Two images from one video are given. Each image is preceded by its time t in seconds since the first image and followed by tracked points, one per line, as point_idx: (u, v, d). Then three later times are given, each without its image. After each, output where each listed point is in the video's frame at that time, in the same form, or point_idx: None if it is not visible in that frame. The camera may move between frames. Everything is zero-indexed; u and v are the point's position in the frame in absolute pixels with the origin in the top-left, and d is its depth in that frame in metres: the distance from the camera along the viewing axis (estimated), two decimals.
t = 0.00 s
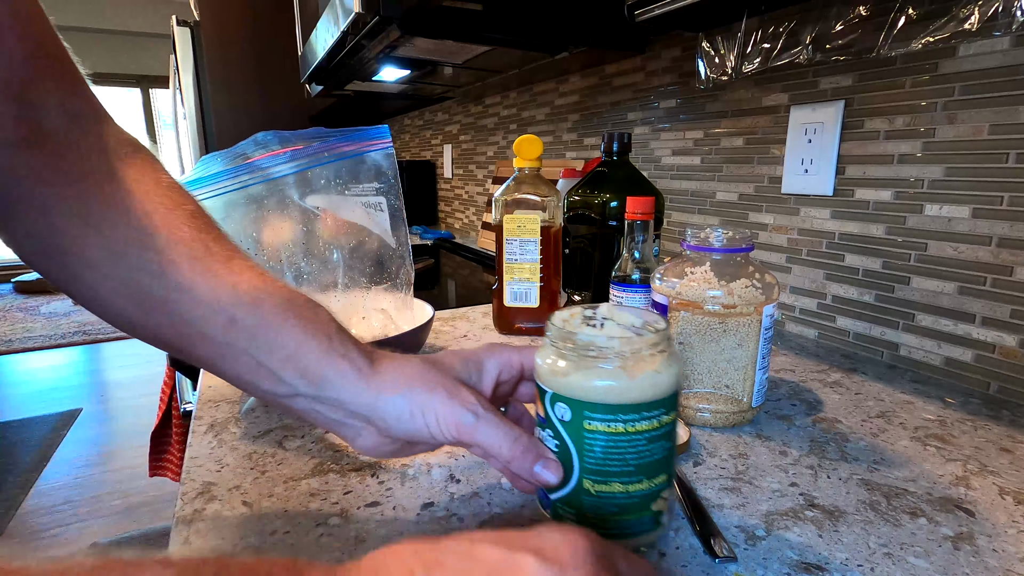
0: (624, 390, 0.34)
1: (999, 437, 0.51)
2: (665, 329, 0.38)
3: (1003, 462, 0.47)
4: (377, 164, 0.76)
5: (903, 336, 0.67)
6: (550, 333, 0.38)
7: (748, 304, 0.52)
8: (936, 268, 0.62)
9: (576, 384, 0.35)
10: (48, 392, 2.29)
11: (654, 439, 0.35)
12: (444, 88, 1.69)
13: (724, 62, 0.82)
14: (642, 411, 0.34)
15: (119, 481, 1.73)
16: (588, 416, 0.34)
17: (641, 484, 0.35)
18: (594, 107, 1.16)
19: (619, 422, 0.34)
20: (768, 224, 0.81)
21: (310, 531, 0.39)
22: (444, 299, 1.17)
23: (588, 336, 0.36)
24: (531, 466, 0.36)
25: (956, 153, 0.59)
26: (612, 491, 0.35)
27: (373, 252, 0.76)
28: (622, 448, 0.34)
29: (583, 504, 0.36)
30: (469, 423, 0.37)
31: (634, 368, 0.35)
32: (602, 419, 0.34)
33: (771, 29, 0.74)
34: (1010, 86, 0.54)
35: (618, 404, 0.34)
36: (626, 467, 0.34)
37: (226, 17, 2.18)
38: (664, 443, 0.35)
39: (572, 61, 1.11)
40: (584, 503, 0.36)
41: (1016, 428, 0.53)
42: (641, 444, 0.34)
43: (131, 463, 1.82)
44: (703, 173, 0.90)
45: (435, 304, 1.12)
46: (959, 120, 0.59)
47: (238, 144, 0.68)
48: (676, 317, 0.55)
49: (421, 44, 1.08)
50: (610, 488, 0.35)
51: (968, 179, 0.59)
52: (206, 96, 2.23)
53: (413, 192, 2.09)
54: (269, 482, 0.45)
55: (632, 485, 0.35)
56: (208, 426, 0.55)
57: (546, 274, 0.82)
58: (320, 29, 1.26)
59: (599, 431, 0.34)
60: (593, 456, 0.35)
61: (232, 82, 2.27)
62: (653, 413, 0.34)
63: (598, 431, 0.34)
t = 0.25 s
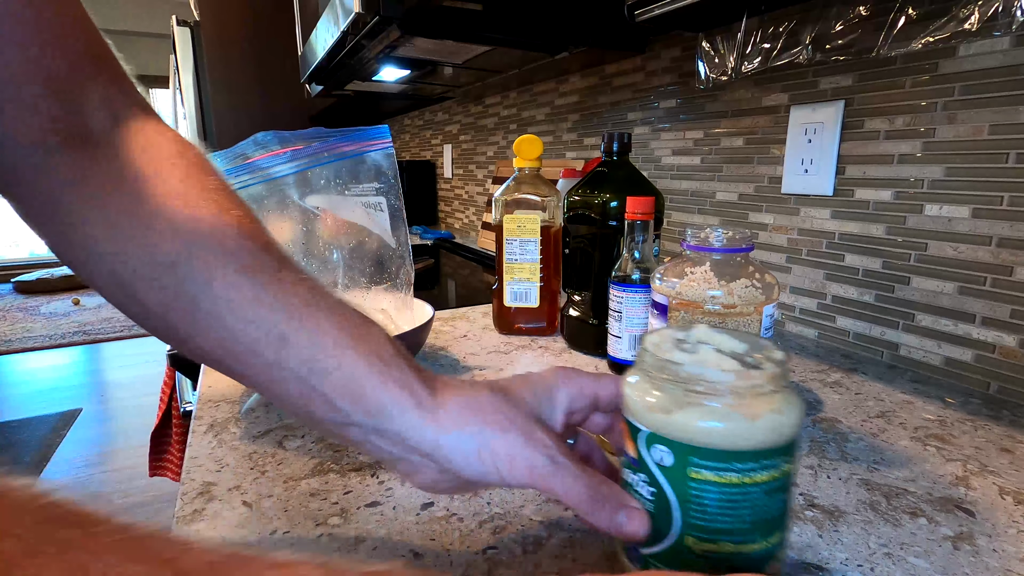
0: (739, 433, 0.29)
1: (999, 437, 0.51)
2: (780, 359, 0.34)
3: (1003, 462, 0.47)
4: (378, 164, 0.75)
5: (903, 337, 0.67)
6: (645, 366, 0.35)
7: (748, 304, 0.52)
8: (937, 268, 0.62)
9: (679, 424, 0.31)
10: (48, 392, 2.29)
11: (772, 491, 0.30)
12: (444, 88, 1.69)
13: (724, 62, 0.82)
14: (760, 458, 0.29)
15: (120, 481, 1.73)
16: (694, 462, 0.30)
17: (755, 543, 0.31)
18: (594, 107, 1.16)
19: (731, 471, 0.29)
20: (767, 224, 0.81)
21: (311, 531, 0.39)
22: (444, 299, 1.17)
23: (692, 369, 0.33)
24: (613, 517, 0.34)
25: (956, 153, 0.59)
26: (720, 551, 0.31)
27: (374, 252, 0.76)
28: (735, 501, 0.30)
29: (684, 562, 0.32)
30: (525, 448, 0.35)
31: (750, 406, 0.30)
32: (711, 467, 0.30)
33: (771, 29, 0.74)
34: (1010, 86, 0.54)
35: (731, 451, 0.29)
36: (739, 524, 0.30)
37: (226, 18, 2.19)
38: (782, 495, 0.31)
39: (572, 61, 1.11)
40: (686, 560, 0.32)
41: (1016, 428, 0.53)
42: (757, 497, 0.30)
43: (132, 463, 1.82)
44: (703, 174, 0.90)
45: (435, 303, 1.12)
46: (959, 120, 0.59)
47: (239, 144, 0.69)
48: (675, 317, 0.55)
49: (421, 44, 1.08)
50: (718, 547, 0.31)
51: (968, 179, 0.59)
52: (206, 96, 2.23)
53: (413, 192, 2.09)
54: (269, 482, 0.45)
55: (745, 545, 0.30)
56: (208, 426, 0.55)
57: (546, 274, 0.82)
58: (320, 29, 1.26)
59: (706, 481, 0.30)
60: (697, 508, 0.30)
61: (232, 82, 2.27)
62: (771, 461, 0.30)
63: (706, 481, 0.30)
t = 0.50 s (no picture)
0: (808, 448, 0.29)
1: (999, 437, 0.51)
2: (879, 380, 0.31)
3: (1003, 462, 0.47)
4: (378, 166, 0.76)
5: (903, 337, 0.67)
6: (719, 372, 0.35)
7: (748, 304, 0.53)
8: (937, 268, 0.62)
9: (745, 432, 0.31)
10: (48, 392, 2.29)
11: (848, 518, 0.29)
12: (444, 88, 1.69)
13: (724, 62, 0.82)
14: (834, 480, 0.28)
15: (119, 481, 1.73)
16: (758, 471, 0.30)
17: (821, 569, 0.29)
18: (594, 107, 1.16)
19: (799, 488, 0.29)
20: (767, 224, 0.81)
21: (311, 531, 0.39)
22: (444, 299, 1.17)
23: (766, 378, 0.32)
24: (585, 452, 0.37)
25: (956, 154, 0.59)
26: (779, 568, 0.30)
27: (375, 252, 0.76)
28: (800, 518, 0.29)
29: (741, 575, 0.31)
30: (518, 400, 0.36)
31: (826, 424, 0.30)
32: (777, 479, 0.29)
33: (771, 29, 0.74)
34: (1011, 86, 0.54)
35: (799, 467, 0.29)
36: (804, 545, 0.29)
37: (226, 18, 2.18)
38: (860, 525, 0.29)
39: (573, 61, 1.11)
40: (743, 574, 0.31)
41: (1016, 428, 0.53)
42: (829, 521, 0.29)
43: (132, 463, 1.82)
44: (703, 173, 0.89)
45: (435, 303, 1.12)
46: (959, 120, 0.59)
47: (238, 144, 0.69)
48: (675, 317, 0.55)
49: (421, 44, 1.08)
50: (777, 564, 0.30)
51: (968, 179, 0.59)
52: (206, 96, 2.23)
53: (413, 192, 2.09)
54: (269, 482, 0.45)
55: (809, 569, 0.29)
56: (208, 426, 0.55)
57: (546, 274, 0.82)
58: (320, 29, 1.26)
59: (770, 493, 0.30)
60: (756, 520, 0.30)
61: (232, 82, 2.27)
62: (849, 485, 0.28)
63: (772, 494, 0.30)
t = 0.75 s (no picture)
0: (808, 448, 0.29)
1: (999, 437, 0.51)
2: (880, 380, 0.31)
3: (1003, 462, 0.47)
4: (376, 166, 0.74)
5: (903, 337, 0.67)
6: (720, 371, 0.35)
7: (748, 304, 0.53)
8: (937, 268, 0.62)
9: (744, 431, 0.31)
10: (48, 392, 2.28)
11: (848, 518, 0.29)
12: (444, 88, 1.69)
13: (724, 62, 0.82)
14: (835, 480, 0.28)
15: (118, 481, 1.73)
16: (758, 471, 0.30)
17: (821, 569, 0.29)
18: (594, 107, 1.16)
19: (799, 488, 0.29)
20: (767, 224, 0.81)
21: (310, 531, 0.39)
22: (445, 299, 1.17)
23: (766, 378, 0.32)
24: None
25: (956, 154, 0.59)
26: (779, 568, 0.30)
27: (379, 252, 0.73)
28: (800, 518, 0.29)
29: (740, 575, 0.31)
30: None
31: (826, 424, 0.30)
32: (778, 479, 0.29)
33: (771, 29, 0.74)
34: (1011, 86, 0.54)
35: (799, 467, 0.29)
36: (805, 545, 0.29)
37: (226, 17, 2.18)
38: (861, 525, 0.29)
39: (573, 61, 1.11)
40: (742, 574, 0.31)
41: (1016, 428, 0.53)
42: (829, 521, 0.29)
43: (131, 463, 1.82)
44: (704, 173, 0.90)
45: (435, 303, 1.12)
46: (959, 120, 0.59)
47: (239, 143, 0.69)
48: (675, 317, 0.55)
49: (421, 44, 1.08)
50: (777, 564, 0.30)
51: (968, 179, 0.58)
52: (206, 96, 2.23)
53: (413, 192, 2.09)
54: (269, 482, 0.45)
55: (809, 569, 0.29)
56: (208, 426, 0.55)
57: (546, 274, 0.82)
58: (320, 29, 1.26)
59: (770, 493, 0.30)
60: (756, 519, 0.30)
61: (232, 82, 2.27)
62: (849, 486, 0.28)
63: (772, 494, 0.30)
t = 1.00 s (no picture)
0: (809, 448, 0.29)
1: (999, 437, 0.51)
2: (880, 380, 0.31)
3: (1003, 462, 0.47)
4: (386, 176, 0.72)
5: (903, 337, 0.67)
6: (719, 371, 0.35)
7: (748, 304, 0.53)
8: (937, 268, 0.62)
9: (745, 431, 0.31)
10: (48, 392, 2.28)
11: (847, 518, 0.29)
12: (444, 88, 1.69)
13: (724, 62, 0.82)
14: (834, 480, 0.28)
15: (118, 481, 1.72)
16: (758, 471, 0.30)
17: (821, 569, 0.29)
18: (594, 107, 1.16)
19: (799, 488, 0.29)
20: (767, 224, 0.81)
21: (310, 531, 0.39)
22: (444, 299, 1.17)
23: (767, 378, 0.32)
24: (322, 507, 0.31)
25: (956, 154, 0.59)
26: (779, 568, 0.30)
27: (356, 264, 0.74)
28: (800, 518, 0.29)
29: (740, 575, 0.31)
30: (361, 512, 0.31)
31: (826, 423, 0.30)
32: (777, 479, 0.29)
33: (771, 29, 0.74)
34: (1011, 86, 0.54)
35: (799, 467, 0.29)
36: (805, 545, 0.29)
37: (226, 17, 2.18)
38: (861, 525, 0.29)
39: (573, 61, 1.11)
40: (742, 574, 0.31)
41: (1016, 428, 0.53)
42: (829, 521, 0.29)
43: (131, 463, 1.81)
44: (703, 173, 0.90)
45: (435, 303, 1.12)
46: (959, 120, 0.59)
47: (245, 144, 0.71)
48: (675, 318, 0.55)
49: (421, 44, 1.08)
50: (777, 564, 0.30)
51: (968, 179, 0.58)
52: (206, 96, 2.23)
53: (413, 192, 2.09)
54: (269, 482, 0.45)
55: (809, 569, 0.29)
56: (208, 426, 0.55)
57: (546, 274, 0.82)
58: (320, 28, 1.26)
59: (769, 493, 0.30)
60: (756, 519, 0.30)
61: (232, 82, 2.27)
62: (849, 486, 0.28)
63: (772, 494, 0.30)
